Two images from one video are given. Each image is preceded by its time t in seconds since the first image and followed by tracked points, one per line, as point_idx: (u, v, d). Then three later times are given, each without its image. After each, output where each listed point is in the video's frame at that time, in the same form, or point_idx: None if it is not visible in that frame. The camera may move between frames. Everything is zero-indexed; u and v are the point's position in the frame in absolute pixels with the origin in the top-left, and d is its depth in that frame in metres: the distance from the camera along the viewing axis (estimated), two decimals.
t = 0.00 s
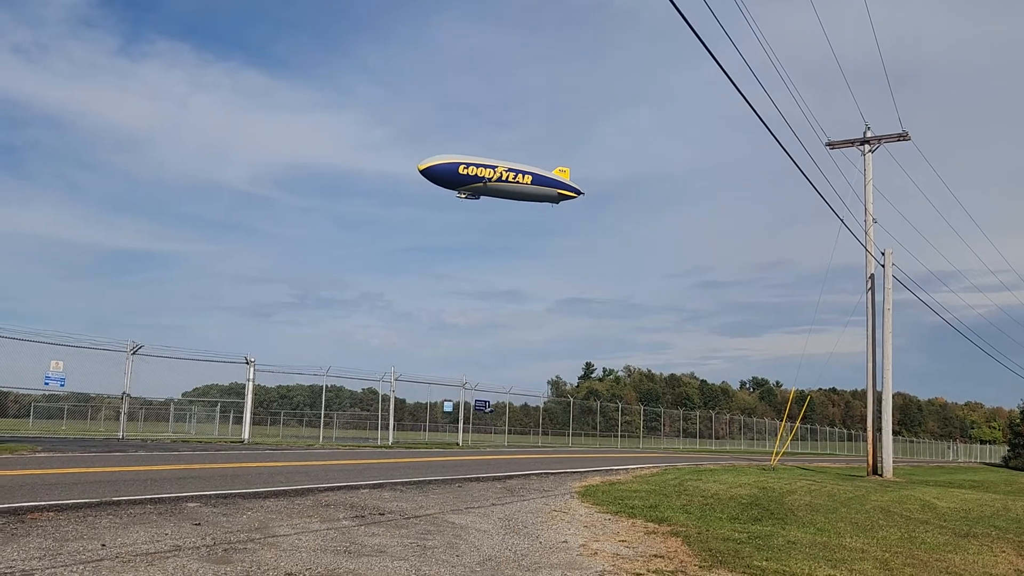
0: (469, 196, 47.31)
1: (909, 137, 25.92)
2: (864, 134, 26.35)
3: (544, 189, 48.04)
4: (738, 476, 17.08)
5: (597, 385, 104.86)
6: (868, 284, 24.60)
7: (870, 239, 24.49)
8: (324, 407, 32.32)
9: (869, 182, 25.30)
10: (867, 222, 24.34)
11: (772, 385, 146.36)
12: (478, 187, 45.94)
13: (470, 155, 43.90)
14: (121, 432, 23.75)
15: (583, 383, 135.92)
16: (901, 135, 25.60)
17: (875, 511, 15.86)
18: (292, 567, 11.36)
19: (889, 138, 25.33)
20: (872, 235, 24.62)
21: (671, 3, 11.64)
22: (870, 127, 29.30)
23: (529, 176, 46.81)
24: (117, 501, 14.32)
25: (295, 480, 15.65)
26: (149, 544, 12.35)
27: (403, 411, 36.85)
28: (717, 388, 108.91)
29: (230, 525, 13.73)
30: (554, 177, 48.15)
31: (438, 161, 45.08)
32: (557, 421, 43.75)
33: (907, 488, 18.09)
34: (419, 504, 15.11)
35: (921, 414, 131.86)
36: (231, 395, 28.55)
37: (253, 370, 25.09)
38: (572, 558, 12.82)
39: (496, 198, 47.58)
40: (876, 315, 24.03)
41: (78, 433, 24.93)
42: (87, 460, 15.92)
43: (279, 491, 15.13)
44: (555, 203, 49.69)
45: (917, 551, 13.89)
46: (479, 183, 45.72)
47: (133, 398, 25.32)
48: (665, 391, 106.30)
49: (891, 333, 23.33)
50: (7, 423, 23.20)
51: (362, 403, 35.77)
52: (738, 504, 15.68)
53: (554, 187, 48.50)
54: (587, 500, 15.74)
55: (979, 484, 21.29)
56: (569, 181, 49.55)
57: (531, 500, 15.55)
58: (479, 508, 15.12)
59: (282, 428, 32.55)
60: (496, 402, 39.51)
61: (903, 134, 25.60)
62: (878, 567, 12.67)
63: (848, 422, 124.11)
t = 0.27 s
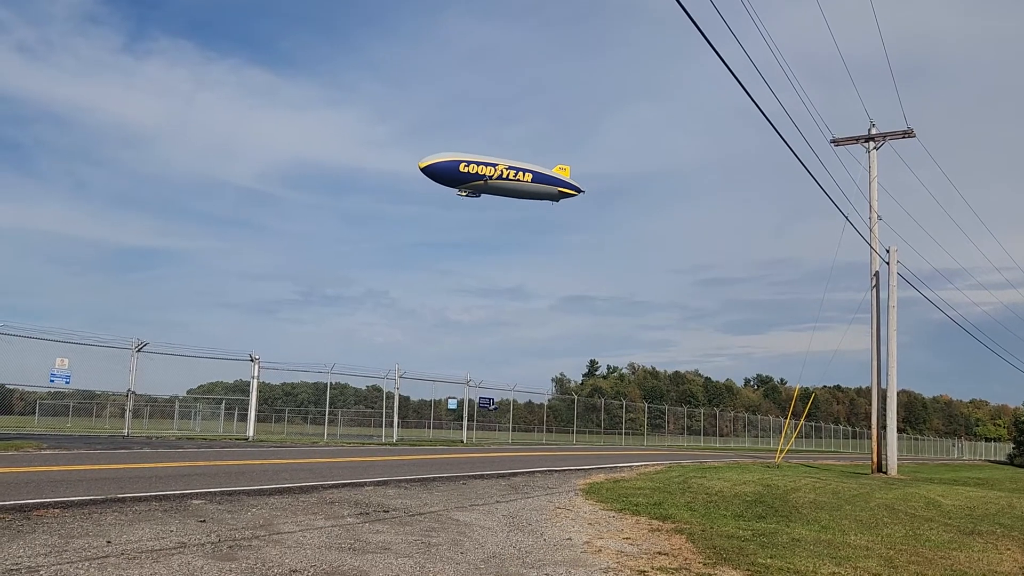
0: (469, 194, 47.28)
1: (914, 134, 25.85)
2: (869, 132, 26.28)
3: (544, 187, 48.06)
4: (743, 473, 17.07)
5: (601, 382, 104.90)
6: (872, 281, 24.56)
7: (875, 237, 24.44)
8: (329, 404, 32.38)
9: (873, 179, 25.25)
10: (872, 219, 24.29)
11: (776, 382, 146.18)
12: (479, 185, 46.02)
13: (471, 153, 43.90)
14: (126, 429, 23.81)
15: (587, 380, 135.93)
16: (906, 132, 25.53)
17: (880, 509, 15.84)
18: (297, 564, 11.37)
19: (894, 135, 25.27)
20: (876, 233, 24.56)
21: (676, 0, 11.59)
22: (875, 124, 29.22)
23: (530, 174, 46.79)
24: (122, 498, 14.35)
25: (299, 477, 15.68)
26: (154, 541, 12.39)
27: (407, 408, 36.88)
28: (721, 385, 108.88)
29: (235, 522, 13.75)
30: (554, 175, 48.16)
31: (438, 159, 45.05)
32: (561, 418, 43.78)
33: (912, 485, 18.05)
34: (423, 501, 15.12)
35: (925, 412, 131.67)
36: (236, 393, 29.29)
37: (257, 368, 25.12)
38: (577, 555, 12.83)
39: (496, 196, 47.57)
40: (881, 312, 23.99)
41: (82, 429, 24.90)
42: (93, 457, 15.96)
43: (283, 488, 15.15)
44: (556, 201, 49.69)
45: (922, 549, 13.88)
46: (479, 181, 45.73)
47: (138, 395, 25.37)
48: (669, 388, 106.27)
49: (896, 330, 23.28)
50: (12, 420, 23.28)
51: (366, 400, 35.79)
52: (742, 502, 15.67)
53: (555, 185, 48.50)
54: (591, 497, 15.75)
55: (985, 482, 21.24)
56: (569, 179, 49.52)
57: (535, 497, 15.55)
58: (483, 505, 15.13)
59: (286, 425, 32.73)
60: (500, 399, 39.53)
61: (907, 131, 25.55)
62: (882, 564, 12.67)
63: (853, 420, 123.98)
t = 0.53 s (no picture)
0: (470, 192, 47.22)
1: (918, 130, 25.78)
2: (874, 128, 26.22)
3: (545, 184, 48.09)
4: (747, 471, 17.06)
5: (605, 379, 104.89)
6: (877, 278, 24.50)
7: (880, 234, 24.39)
8: (333, 402, 32.43)
9: (878, 176, 25.19)
10: (876, 216, 24.23)
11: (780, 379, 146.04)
12: (479, 183, 46.00)
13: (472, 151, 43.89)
14: (131, 426, 23.87)
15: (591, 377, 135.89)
16: (911, 129, 25.48)
17: (884, 506, 15.82)
18: (302, 561, 11.40)
19: (899, 132, 25.22)
20: (881, 230, 24.52)
21: None
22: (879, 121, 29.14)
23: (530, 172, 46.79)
24: (127, 495, 14.39)
25: (303, 474, 15.70)
26: (158, 538, 12.42)
27: (411, 405, 36.89)
28: (725, 383, 108.82)
29: (239, 519, 13.79)
30: (554, 173, 48.19)
31: (438, 157, 45.01)
32: (565, 416, 43.80)
33: (917, 483, 18.03)
34: (427, 498, 15.14)
35: (930, 409, 131.47)
36: (240, 390, 29.49)
37: (262, 365, 25.14)
38: (580, 552, 12.84)
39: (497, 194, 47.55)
40: (885, 310, 23.94)
41: (88, 427, 24.96)
42: (98, 454, 15.99)
43: (288, 485, 15.18)
44: (556, 199, 49.71)
45: (926, 546, 13.86)
46: (480, 178, 45.75)
47: (143, 393, 25.40)
48: (673, 386, 106.22)
49: (900, 327, 23.24)
50: (17, 417, 23.33)
51: (370, 397, 35.77)
52: (746, 499, 15.66)
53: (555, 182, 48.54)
54: (595, 495, 15.75)
55: (989, 479, 21.21)
56: (569, 177, 49.59)
57: (539, 495, 15.56)
58: (487, 503, 15.14)
59: (291, 422, 32.62)
60: (504, 397, 39.50)
61: (912, 128, 25.49)
62: (886, 561, 12.66)
63: (857, 417, 123.83)
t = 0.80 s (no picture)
0: (470, 190, 47.20)
1: (922, 127, 25.72)
2: (878, 125, 26.15)
3: (544, 183, 48.11)
4: (750, 468, 17.04)
5: (609, 377, 104.85)
6: (880, 276, 24.47)
7: (883, 232, 24.34)
8: (336, 399, 32.47)
9: (882, 174, 25.14)
10: (880, 214, 24.18)
11: (783, 377, 145.89)
12: (479, 181, 45.96)
13: (472, 149, 43.88)
14: (135, 423, 23.92)
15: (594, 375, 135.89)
16: (915, 126, 25.42)
17: (888, 504, 15.81)
18: (306, 558, 11.42)
19: (903, 129, 25.16)
20: (885, 227, 24.48)
21: None
22: (883, 117, 29.02)
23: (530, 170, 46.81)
24: (131, 492, 14.42)
25: (307, 471, 15.72)
26: (163, 535, 12.45)
27: (414, 403, 36.93)
28: (729, 380, 108.76)
29: (243, 516, 13.82)
30: (554, 171, 48.20)
31: (438, 156, 45.00)
32: (568, 414, 43.81)
33: (921, 481, 18.01)
34: (430, 495, 15.15)
35: (934, 407, 131.27)
36: (244, 387, 29.44)
37: (265, 362, 25.14)
38: (584, 549, 12.85)
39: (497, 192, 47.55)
40: (889, 307, 23.91)
41: (92, 424, 25.03)
42: (102, 452, 16.03)
43: (291, 483, 15.20)
44: (555, 197, 49.74)
45: (930, 544, 13.85)
46: (480, 177, 45.73)
47: (147, 390, 25.45)
48: (677, 383, 106.19)
49: (904, 325, 23.20)
50: (22, 415, 23.39)
51: (374, 395, 35.71)
52: (749, 497, 15.66)
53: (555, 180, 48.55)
54: (598, 492, 15.75)
55: (994, 477, 21.18)
56: (568, 174, 49.62)
57: (542, 492, 15.57)
58: (490, 500, 15.16)
59: (294, 420, 32.41)
60: (508, 394, 39.38)
61: (916, 125, 25.43)
62: (890, 559, 12.65)
63: (861, 415, 123.68)
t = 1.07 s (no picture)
0: (470, 188, 47.18)
1: (926, 125, 25.68)
2: (881, 123, 26.13)
3: (544, 181, 48.12)
4: (754, 466, 17.03)
5: (611, 375, 104.85)
6: (884, 273, 24.44)
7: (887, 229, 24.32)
8: (340, 397, 32.52)
9: (886, 171, 25.12)
10: (883, 211, 24.16)
11: (786, 375, 145.81)
12: (479, 179, 45.97)
13: (472, 147, 43.87)
14: (139, 421, 23.95)
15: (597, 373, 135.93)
16: (918, 123, 25.38)
17: (891, 501, 15.80)
18: (310, 555, 11.43)
19: (906, 126, 25.13)
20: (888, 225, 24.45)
21: None
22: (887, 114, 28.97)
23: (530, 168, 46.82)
24: (135, 489, 14.45)
25: (311, 469, 15.74)
26: (166, 532, 12.47)
27: (417, 400, 37.00)
28: (732, 378, 108.75)
29: (247, 514, 13.84)
30: (553, 169, 48.20)
31: (439, 154, 44.99)
32: (571, 411, 43.80)
33: (924, 478, 18.00)
34: (434, 493, 15.16)
35: (937, 404, 131.17)
36: (247, 385, 28.94)
37: (269, 360, 25.14)
38: (587, 547, 12.86)
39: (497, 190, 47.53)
40: (893, 305, 23.89)
41: (96, 422, 25.07)
42: (106, 449, 16.05)
43: (295, 480, 15.22)
44: (555, 195, 49.74)
45: (933, 542, 13.83)
46: (480, 175, 45.71)
47: (151, 388, 25.46)
48: (680, 381, 106.16)
49: (908, 323, 23.18)
50: (26, 413, 23.43)
51: (377, 392, 35.94)
52: (753, 494, 15.65)
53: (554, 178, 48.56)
54: (601, 490, 15.76)
55: (998, 475, 21.16)
56: (567, 173, 49.63)
57: (546, 490, 15.57)
58: (494, 497, 15.17)
59: (298, 417, 32.70)
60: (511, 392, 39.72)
61: (920, 122, 25.40)
62: (893, 557, 12.65)
63: (864, 412, 123.60)
